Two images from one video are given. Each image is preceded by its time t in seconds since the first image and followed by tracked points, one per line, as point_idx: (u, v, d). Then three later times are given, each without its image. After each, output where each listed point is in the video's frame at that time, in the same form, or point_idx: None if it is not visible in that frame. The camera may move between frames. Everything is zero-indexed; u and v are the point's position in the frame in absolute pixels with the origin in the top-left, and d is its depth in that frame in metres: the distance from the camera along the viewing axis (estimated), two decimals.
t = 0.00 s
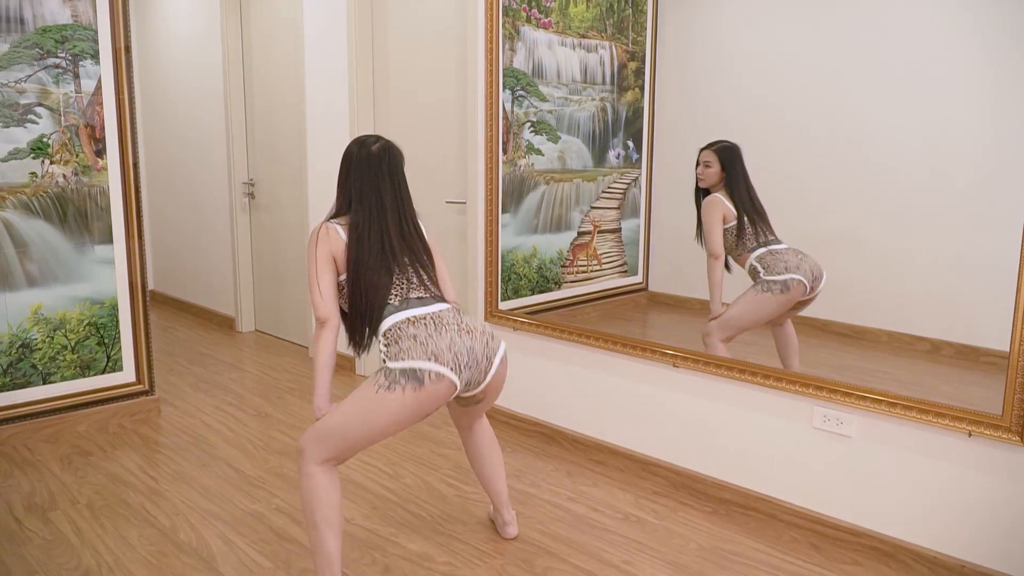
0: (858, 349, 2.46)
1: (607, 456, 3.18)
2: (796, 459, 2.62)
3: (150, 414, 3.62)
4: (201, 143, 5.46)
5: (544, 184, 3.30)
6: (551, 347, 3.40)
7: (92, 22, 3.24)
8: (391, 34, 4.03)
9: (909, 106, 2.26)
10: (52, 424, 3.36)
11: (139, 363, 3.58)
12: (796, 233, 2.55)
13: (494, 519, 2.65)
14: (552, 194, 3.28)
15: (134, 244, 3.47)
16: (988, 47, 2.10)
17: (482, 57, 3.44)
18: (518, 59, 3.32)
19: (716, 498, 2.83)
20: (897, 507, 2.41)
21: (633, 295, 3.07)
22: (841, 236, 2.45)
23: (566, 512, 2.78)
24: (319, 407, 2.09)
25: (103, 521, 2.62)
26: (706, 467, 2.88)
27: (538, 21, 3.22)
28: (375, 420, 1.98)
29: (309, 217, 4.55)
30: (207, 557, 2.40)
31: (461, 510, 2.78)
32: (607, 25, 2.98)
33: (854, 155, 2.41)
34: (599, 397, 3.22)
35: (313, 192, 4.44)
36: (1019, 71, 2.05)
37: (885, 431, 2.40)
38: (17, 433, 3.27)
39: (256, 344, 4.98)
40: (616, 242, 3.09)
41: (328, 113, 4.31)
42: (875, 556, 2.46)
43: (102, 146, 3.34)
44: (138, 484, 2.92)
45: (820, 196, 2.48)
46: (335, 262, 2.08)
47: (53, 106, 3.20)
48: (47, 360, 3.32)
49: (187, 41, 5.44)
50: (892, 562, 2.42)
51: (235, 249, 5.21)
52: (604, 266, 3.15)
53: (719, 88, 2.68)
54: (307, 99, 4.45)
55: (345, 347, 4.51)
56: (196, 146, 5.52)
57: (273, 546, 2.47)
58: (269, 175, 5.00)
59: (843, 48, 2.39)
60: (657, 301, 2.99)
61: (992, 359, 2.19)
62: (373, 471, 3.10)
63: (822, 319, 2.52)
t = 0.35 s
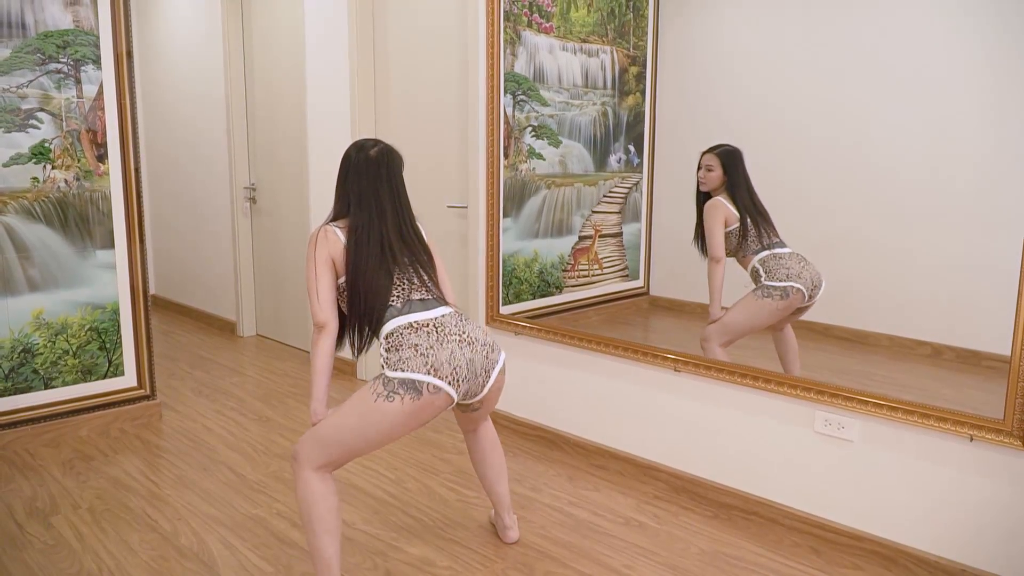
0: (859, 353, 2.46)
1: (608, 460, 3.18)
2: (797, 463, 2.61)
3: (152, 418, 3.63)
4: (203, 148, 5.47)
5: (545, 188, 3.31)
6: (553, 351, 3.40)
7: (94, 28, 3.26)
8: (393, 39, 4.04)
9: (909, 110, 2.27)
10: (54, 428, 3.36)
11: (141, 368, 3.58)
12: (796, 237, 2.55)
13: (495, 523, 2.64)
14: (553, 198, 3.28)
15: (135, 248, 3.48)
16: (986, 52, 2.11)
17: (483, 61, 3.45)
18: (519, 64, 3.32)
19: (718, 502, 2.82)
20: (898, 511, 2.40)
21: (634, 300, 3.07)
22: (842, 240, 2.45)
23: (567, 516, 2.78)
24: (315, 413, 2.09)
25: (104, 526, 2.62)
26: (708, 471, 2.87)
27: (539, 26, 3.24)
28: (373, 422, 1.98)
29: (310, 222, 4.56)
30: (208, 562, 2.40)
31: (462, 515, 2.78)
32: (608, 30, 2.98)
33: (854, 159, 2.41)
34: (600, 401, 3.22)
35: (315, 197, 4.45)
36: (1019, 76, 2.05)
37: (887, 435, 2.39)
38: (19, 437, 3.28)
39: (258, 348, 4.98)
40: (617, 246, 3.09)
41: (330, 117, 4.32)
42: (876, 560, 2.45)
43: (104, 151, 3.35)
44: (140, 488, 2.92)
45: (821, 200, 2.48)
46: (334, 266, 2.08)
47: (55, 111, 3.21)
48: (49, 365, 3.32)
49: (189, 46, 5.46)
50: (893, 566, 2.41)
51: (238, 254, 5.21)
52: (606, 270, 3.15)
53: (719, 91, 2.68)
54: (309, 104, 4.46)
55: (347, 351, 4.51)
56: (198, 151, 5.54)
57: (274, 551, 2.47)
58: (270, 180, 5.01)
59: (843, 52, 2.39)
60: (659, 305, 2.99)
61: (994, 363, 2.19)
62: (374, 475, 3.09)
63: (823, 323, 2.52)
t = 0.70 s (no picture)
0: (861, 356, 2.45)
1: (609, 462, 3.17)
2: (798, 465, 2.61)
3: (153, 420, 3.63)
4: (205, 151, 5.48)
5: (547, 191, 3.31)
6: (554, 353, 3.40)
7: (96, 30, 3.27)
8: (393, 42, 4.04)
9: (910, 112, 2.27)
10: (55, 430, 3.36)
11: (142, 370, 3.58)
12: (797, 240, 2.55)
13: (496, 525, 2.64)
14: (554, 201, 3.28)
15: (137, 250, 3.48)
16: (987, 54, 2.11)
17: (485, 64, 3.45)
18: (520, 66, 3.33)
19: (718, 505, 2.82)
20: (899, 514, 2.40)
21: (636, 302, 3.06)
22: (842, 242, 2.45)
23: (568, 518, 2.78)
24: (300, 417, 2.08)
25: (106, 528, 2.62)
26: (708, 473, 2.87)
27: (540, 29, 3.24)
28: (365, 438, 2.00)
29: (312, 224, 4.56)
30: (209, 564, 2.40)
31: (463, 517, 2.78)
32: (608, 32, 2.98)
33: (855, 162, 2.41)
34: (601, 403, 3.22)
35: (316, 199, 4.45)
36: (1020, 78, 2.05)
37: (888, 438, 2.39)
38: (20, 439, 3.28)
39: (259, 350, 4.99)
40: (618, 248, 3.09)
41: (331, 120, 4.33)
42: (877, 562, 2.45)
43: (105, 153, 3.35)
44: (141, 490, 2.93)
45: (822, 202, 2.48)
46: (335, 272, 2.09)
47: (56, 113, 3.21)
48: (51, 367, 3.33)
49: (191, 49, 5.47)
50: (894, 568, 2.41)
51: (239, 257, 5.22)
52: (607, 273, 3.15)
53: (720, 94, 2.69)
54: (310, 106, 4.47)
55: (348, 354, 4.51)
56: (199, 154, 5.54)
57: (275, 553, 2.47)
58: (271, 183, 5.02)
59: (844, 55, 2.39)
60: (660, 307, 2.99)
61: (995, 365, 2.19)
62: (375, 478, 3.09)
63: (824, 325, 2.52)
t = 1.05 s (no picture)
0: (862, 357, 2.45)
1: (610, 464, 3.17)
2: (800, 467, 2.61)
3: (154, 421, 3.62)
4: (206, 152, 5.48)
5: (548, 192, 3.31)
6: (555, 355, 3.40)
7: (98, 31, 3.27)
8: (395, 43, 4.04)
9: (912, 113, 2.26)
10: (56, 431, 3.36)
11: (143, 371, 3.58)
12: (799, 241, 2.54)
13: (497, 526, 2.64)
14: (556, 202, 3.28)
15: (139, 251, 3.49)
16: (989, 56, 2.11)
17: (487, 66, 3.45)
18: (522, 68, 3.33)
19: (719, 506, 2.82)
20: (901, 516, 2.39)
21: (638, 303, 3.06)
22: (844, 243, 2.45)
23: (569, 520, 2.77)
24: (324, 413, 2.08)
25: (107, 529, 2.62)
26: (710, 475, 2.86)
27: (542, 30, 3.24)
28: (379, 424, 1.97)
29: (313, 225, 4.57)
30: (209, 565, 2.39)
31: (464, 518, 2.77)
32: (610, 34, 2.98)
33: (856, 164, 2.41)
34: (602, 405, 3.21)
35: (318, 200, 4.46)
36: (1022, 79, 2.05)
37: (890, 439, 2.39)
38: (22, 440, 3.28)
39: (260, 351, 4.99)
40: (620, 250, 3.09)
41: (333, 121, 4.33)
42: (879, 565, 2.44)
43: (107, 154, 3.36)
44: (142, 491, 2.92)
45: (824, 203, 2.48)
46: (336, 272, 2.08)
47: (58, 114, 3.22)
48: (52, 368, 3.33)
49: (193, 50, 5.47)
50: (896, 570, 2.40)
51: (241, 257, 5.22)
52: (609, 274, 3.14)
53: (722, 94, 2.68)
54: (312, 107, 4.47)
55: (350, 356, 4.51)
56: (201, 155, 5.54)
57: (276, 554, 2.47)
58: (273, 184, 5.02)
59: (846, 56, 2.39)
60: (662, 308, 2.98)
61: (997, 367, 2.18)
62: (376, 479, 3.09)
63: (826, 327, 2.52)
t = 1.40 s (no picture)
0: (863, 358, 2.45)
1: (611, 465, 3.17)
2: (801, 468, 2.60)
3: (155, 422, 3.62)
4: (207, 153, 5.48)
5: (549, 193, 3.30)
6: (556, 356, 3.39)
7: (99, 32, 3.27)
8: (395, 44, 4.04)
9: (913, 114, 2.26)
10: (57, 432, 3.35)
11: (144, 372, 3.58)
12: (800, 241, 2.54)
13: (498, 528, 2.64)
14: (557, 203, 3.28)
15: (139, 252, 3.48)
16: (990, 56, 2.11)
17: (487, 67, 3.46)
18: (523, 68, 3.33)
19: (720, 507, 2.81)
20: (902, 517, 2.39)
21: (638, 304, 3.06)
22: (845, 244, 2.45)
23: (570, 521, 2.77)
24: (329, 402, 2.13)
25: (108, 531, 2.62)
26: (711, 476, 2.86)
27: (542, 31, 3.24)
28: (368, 411, 2.00)
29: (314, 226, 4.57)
30: (210, 567, 2.39)
31: (465, 519, 2.77)
32: (610, 34, 2.98)
33: (857, 165, 2.41)
34: (603, 406, 3.21)
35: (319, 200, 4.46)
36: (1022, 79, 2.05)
37: (890, 440, 2.39)
38: (22, 441, 3.28)
39: (261, 352, 4.98)
40: (621, 250, 3.09)
41: (333, 122, 4.33)
42: (880, 566, 2.44)
43: (108, 155, 3.36)
44: (143, 492, 2.92)
45: (824, 203, 2.48)
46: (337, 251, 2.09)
47: (59, 115, 3.22)
48: (53, 369, 3.33)
49: (193, 51, 5.47)
50: (897, 572, 2.40)
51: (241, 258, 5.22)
52: (609, 275, 3.14)
53: (722, 94, 2.68)
54: (313, 108, 4.47)
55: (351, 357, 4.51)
56: (201, 156, 5.54)
57: (276, 555, 2.47)
58: (273, 185, 5.02)
59: (847, 57, 2.39)
60: (662, 309, 2.99)
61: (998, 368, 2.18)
62: (377, 480, 3.09)
63: (826, 327, 2.52)
